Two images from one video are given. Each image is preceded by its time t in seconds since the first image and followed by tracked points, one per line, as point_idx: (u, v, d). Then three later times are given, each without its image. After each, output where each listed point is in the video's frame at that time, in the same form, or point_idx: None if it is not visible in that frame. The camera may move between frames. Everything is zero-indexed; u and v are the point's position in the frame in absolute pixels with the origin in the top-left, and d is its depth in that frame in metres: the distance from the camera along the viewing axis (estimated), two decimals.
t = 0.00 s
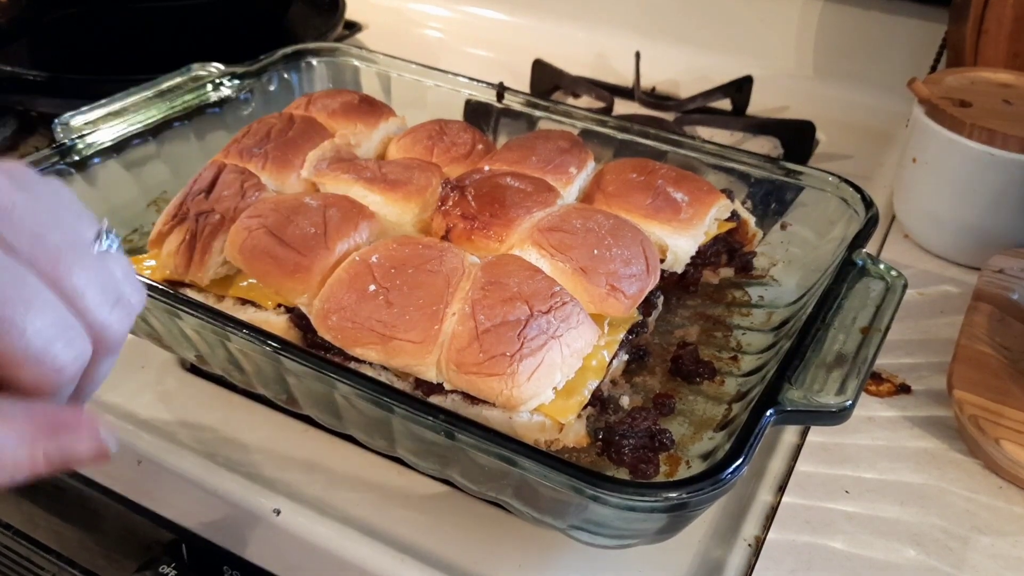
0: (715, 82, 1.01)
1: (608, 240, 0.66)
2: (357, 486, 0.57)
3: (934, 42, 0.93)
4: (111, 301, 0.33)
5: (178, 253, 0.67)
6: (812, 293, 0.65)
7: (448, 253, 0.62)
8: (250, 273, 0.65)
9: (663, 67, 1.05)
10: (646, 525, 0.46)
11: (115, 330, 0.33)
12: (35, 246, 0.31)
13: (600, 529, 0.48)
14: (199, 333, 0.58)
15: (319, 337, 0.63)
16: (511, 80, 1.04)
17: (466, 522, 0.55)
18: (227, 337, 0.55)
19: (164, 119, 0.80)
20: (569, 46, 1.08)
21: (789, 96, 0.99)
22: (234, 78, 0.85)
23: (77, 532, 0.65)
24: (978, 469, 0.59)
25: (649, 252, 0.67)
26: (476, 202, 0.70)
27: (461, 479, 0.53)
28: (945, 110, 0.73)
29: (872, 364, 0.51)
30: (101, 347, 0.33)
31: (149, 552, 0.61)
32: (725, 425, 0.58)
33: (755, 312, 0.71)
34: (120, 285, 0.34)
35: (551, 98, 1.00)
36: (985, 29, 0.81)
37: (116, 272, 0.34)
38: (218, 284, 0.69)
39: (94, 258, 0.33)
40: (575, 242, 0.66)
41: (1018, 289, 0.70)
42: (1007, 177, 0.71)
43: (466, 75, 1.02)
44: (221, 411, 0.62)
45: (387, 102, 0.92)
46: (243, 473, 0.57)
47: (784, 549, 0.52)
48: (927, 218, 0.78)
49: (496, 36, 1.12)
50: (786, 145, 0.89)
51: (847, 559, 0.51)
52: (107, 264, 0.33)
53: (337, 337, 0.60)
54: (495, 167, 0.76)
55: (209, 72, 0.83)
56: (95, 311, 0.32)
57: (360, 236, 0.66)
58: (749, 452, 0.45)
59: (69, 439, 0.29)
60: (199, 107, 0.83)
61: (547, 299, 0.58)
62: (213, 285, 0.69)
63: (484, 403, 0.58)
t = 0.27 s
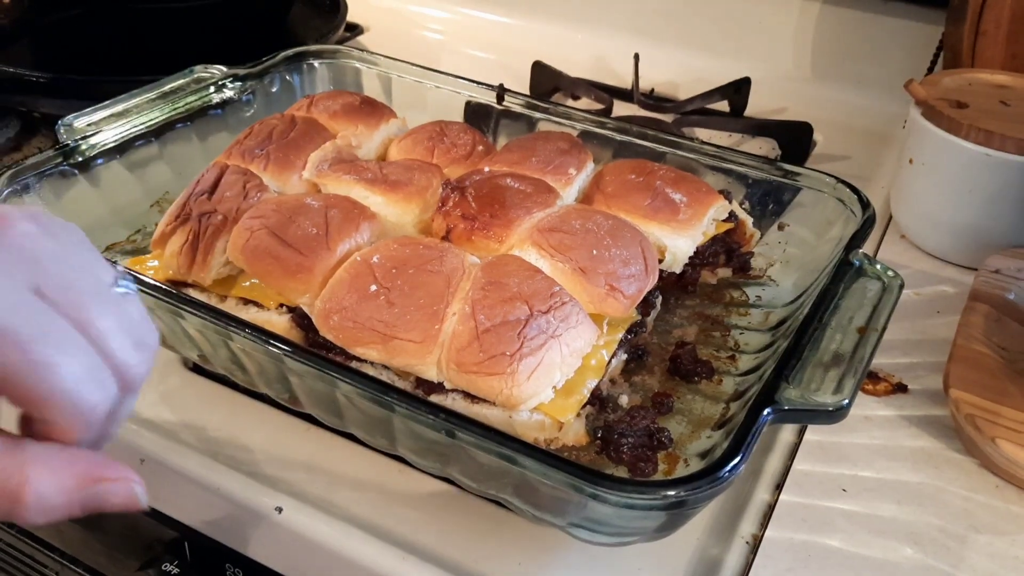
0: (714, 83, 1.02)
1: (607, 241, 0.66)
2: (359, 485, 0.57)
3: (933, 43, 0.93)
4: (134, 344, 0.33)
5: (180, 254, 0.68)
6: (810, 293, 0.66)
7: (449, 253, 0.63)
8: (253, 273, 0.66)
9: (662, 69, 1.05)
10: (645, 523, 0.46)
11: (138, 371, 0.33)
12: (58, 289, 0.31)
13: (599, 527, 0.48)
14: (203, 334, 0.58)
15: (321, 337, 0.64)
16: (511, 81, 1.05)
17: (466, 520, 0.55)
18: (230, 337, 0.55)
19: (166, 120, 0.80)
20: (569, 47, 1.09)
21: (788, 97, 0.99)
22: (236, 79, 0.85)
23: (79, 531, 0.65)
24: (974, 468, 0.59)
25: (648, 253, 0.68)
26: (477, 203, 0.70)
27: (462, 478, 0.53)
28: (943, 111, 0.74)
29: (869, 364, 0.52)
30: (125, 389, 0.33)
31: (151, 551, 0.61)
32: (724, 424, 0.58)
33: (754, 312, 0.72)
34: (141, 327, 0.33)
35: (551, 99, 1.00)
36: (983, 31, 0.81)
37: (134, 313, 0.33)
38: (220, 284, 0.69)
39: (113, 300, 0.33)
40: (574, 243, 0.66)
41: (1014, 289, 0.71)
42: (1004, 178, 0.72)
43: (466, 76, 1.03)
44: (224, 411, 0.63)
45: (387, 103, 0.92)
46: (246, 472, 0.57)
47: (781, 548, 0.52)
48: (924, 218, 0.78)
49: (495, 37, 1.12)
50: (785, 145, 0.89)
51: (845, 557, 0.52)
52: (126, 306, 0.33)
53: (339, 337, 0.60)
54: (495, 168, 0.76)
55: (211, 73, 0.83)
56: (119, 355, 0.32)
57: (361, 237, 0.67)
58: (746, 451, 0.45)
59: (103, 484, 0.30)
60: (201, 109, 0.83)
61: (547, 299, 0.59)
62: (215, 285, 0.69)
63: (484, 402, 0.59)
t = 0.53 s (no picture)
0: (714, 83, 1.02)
1: (608, 240, 0.66)
2: (358, 486, 0.57)
3: (935, 42, 0.93)
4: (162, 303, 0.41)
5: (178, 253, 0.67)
6: (811, 293, 0.66)
7: (449, 253, 0.62)
8: (251, 273, 0.66)
9: (663, 67, 1.05)
10: (646, 524, 0.46)
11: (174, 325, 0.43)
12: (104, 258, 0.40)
13: (599, 528, 0.48)
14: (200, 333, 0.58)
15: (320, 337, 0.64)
16: (511, 80, 1.04)
17: (466, 521, 0.55)
18: (228, 337, 0.55)
19: (165, 119, 0.80)
20: (569, 46, 1.09)
21: (789, 96, 0.99)
22: (235, 78, 0.85)
23: (78, 531, 0.65)
24: (977, 469, 0.59)
25: (649, 252, 0.67)
26: (477, 202, 0.70)
27: (461, 479, 0.53)
28: (945, 110, 0.73)
29: (871, 364, 0.51)
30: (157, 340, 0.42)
31: (150, 551, 0.61)
32: (725, 425, 0.58)
33: (755, 312, 0.71)
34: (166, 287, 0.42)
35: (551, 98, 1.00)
36: (985, 30, 0.81)
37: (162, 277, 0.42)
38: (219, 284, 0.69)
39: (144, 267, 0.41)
40: (574, 242, 0.66)
41: (1016, 289, 0.70)
42: (1006, 177, 0.71)
43: (466, 75, 1.02)
44: (222, 411, 0.62)
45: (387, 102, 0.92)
46: (244, 473, 0.57)
47: (783, 549, 0.52)
48: (926, 218, 0.78)
49: (495, 36, 1.12)
50: (786, 145, 0.89)
51: (847, 558, 0.52)
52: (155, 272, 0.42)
53: (338, 337, 0.60)
54: (495, 167, 0.76)
55: (210, 72, 0.83)
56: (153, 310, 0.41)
57: (360, 236, 0.66)
58: (748, 452, 0.45)
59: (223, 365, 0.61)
60: (200, 108, 0.83)
61: (547, 299, 0.58)
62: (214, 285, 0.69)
63: (484, 402, 0.58)
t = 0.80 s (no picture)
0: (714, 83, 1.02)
1: (608, 240, 0.66)
2: (358, 486, 0.57)
3: (934, 42, 0.93)
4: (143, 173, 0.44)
5: (179, 254, 0.67)
6: (811, 292, 0.66)
7: (449, 253, 0.62)
8: (251, 273, 0.66)
9: (663, 67, 1.05)
10: (646, 524, 0.46)
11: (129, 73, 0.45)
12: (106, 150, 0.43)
13: (599, 528, 0.48)
14: (200, 333, 0.58)
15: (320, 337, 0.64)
16: (510, 80, 1.04)
17: (466, 521, 0.55)
18: (228, 337, 0.55)
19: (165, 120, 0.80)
20: (569, 47, 1.09)
21: (789, 96, 0.99)
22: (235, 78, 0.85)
23: (78, 531, 0.65)
24: (977, 469, 0.59)
25: (649, 252, 0.67)
26: (477, 202, 0.70)
27: (461, 479, 0.53)
28: (945, 110, 0.73)
29: (870, 364, 0.51)
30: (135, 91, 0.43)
31: (150, 551, 0.61)
32: (725, 425, 0.58)
33: (755, 312, 0.71)
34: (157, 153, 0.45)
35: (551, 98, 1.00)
36: (985, 30, 0.81)
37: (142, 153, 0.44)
38: (219, 284, 0.69)
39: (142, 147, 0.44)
40: (575, 242, 0.66)
41: (1016, 289, 0.70)
42: (1006, 177, 0.71)
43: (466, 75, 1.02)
44: (222, 411, 0.62)
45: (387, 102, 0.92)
46: (244, 473, 0.57)
47: (783, 549, 0.52)
48: (926, 218, 0.78)
49: (495, 36, 1.12)
50: (785, 145, 0.89)
51: (846, 558, 0.52)
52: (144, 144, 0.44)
53: (338, 337, 0.60)
54: (495, 167, 0.76)
55: (209, 72, 0.83)
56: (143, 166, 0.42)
57: (360, 236, 0.66)
58: (748, 452, 0.45)
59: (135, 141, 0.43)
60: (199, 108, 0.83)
61: (547, 299, 0.58)
62: (214, 285, 0.69)
63: (484, 403, 0.58)
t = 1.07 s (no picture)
0: (714, 83, 1.02)
1: (608, 240, 0.66)
2: (358, 486, 0.57)
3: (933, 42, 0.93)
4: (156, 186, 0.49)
5: (178, 253, 0.68)
6: (811, 292, 0.66)
7: (449, 253, 0.62)
8: (251, 273, 0.66)
9: (663, 67, 1.05)
10: (646, 524, 0.46)
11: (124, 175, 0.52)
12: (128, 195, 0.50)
13: (599, 528, 0.48)
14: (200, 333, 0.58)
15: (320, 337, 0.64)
16: (510, 80, 1.04)
17: (466, 521, 0.55)
18: (228, 337, 0.55)
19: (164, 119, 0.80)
20: (569, 47, 1.09)
21: (788, 97, 0.99)
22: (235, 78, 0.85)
23: (78, 532, 0.65)
24: (977, 469, 0.59)
25: (649, 252, 0.67)
26: (476, 202, 0.70)
27: (461, 479, 0.53)
28: (945, 110, 0.74)
29: (870, 364, 0.51)
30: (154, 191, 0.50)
31: (150, 551, 0.61)
32: (724, 425, 0.58)
33: (755, 312, 0.71)
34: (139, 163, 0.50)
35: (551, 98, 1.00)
36: (985, 30, 0.81)
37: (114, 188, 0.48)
38: (218, 284, 0.69)
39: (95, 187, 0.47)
40: (575, 242, 0.66)
41: (1016, 290, 0.70)
42: (1006, 177, 0.71)
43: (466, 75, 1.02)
44: (222, 411, 0.62)
45: (387, 102, 0.92)
46: (244, 473, 0.57)
47: (783, 549, 0.52)
48: (926, 218, 0.78)
49: (495, 36, 1.12)
50: (785, 145, 0.89)
51: (846, 558, 0.52)
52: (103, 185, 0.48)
53: (338, 337, 0.60)
54: (495, 168, 0.76)
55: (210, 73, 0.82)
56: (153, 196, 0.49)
57: (360, 236, 0.66)
58: (748, 452, 0.45)
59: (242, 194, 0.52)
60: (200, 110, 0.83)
61: (547, 299, 0.58)
62: (214, 285, 0.69)
63: (484, 402, 0.58)
